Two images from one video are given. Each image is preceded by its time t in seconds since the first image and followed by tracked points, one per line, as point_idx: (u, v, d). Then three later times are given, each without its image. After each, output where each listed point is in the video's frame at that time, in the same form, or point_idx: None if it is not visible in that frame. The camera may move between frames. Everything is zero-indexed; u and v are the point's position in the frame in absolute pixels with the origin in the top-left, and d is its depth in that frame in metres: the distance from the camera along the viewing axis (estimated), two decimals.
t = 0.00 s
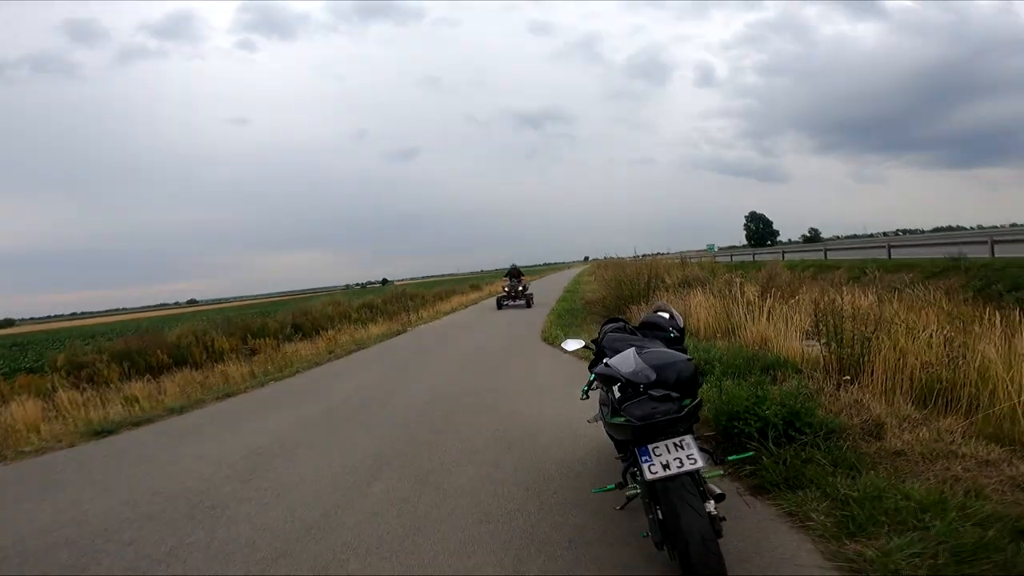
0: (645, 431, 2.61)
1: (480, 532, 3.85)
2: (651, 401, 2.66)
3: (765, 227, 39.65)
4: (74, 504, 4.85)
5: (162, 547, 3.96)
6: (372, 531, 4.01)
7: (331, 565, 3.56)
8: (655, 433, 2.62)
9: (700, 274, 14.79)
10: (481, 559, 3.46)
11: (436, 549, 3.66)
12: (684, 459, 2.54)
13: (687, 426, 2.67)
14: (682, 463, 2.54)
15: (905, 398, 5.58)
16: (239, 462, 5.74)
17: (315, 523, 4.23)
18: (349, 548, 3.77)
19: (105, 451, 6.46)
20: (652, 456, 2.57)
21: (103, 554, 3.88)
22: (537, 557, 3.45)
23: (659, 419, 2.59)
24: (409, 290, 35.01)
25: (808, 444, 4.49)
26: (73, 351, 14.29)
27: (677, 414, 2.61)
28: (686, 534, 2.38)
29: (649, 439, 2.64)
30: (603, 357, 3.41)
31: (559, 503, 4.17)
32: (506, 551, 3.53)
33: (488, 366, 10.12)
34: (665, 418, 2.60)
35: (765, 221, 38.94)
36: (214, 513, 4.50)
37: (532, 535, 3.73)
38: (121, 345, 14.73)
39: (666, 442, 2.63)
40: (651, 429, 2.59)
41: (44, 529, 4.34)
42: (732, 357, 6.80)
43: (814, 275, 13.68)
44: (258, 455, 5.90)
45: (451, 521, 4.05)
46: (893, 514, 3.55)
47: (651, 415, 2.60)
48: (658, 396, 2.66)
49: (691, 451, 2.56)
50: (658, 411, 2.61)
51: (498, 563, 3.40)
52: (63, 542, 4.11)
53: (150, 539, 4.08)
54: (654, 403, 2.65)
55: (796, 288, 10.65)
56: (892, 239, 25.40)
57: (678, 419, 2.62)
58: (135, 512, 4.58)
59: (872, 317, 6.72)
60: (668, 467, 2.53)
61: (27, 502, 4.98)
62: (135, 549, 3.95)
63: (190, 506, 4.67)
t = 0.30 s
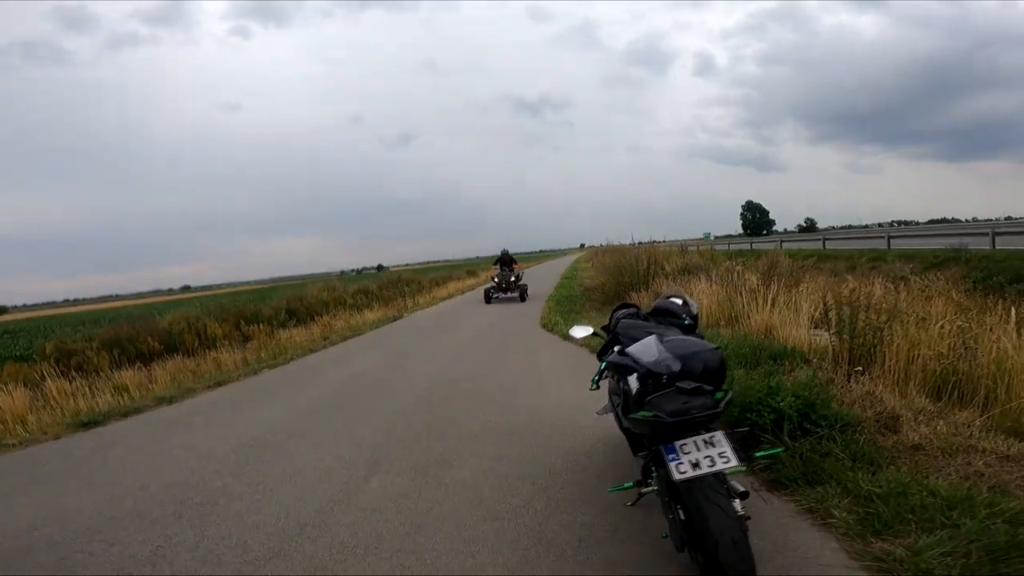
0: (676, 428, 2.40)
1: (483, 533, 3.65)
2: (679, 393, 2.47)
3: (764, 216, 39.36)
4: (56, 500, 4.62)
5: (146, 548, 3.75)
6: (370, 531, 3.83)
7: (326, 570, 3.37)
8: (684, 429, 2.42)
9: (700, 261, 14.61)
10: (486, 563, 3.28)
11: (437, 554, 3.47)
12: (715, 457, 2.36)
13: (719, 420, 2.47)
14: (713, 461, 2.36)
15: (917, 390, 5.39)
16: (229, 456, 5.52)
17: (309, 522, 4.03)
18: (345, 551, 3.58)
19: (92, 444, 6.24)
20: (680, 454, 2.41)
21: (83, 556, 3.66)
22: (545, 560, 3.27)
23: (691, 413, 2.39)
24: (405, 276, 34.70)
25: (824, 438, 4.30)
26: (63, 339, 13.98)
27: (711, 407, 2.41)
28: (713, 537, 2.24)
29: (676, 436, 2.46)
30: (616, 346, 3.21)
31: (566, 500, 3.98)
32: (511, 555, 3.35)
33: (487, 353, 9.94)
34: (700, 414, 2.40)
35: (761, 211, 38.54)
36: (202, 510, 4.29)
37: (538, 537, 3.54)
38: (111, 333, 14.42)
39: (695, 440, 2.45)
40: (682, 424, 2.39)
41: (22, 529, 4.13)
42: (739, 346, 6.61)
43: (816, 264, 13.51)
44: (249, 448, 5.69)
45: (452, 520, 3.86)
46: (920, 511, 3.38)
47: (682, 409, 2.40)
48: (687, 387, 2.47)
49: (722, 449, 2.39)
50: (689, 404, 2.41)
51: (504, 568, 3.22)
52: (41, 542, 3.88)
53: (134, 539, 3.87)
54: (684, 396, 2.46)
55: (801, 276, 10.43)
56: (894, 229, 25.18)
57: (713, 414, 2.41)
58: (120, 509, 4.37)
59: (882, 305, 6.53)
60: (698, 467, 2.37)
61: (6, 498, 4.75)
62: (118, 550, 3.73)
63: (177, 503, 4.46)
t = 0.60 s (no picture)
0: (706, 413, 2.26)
1: (483, 518, 3.55)
2: (706, 374, 2.34)
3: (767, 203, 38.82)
4: (44, 481, 4.51)
5: (136, 532, 3.66)
6: (366, 514, 3.74)
7: (320, 558, 3.27)
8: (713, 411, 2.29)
9: (703, 245, 14.42)
10: (486, 552, 3.18)
11: (435, 539, 3.38)
12: (741, 444, 2.34)
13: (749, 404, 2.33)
14: (739, 448, 2.34)
15: (926, 381, 5.26)
16: (223, 433, 5.42)
17: (303, 504, 3.93)
18: (340, 536, 3.50)
19: (84, 421, 6.14)
20: (704, 440, 2.37)
21: (69, 540, 3.55)
22: (547, 550, 3.17)
23: (722, 394, 2.25)
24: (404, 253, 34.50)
25: (834, 427, 4.18)
26: (58, 312, 13.83)
27: (743, 389, 2.27)
28: (735, 529, 2.28)
29: (699, 421, 2.43)
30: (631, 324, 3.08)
31: (568, 485, 3.88)
32: (513, 544, 3.25)
33: (487, 332, 9.82)
34: (733, 397, 2.25)
35: (762, 198, 38.07)
36: (194, 492, 4.19)
37: (540, 524, 3.44)
38: (107, 307, 14.26)
39: (718, 425, 2.42)
40: (711, 406, 2.25)
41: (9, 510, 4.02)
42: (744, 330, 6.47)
43: (820, 253, 13.34)
44: (244, 426, 5.58)
45: (450, 504, 3.76)
46: (934, 505, 3.27)
47: (712, 390, 2.27)
48: (715, 368, 2.34)
49: (748, 435, 2.36)
50: (719, 385, 2.28)
51: (505, 558, 3.12)
52: (27, 525, 3.77)
53: (123, 523, 3.76)
54: (712, 377, 2.32)
55: (808, 263, 10.25)
56: (899, 220, 24.89)
57: (746, 398, 2.26)
58: (110, 490, 4.27)
59: (892, 292, 6.36)
60: (722, 453, 2.34)
61: None
62: (106, 533, 3.62)
63: (169, 484, 4.37)
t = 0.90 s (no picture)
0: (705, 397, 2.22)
1: (475, 501, 3.53)
2: (708, 356, 2.29)
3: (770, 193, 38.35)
4: (34, 460, 4.48)
5: (126, 512, 3.63)
6: (358, 494, 3.72)
7: (312, 540, 3.25)
8: (713, 395, 2.24)
9: (705, 232, 14.31)
10: (479, 536, 3.17)
11: (427, 521, 3.37)
12: (740, 431, 2.30)
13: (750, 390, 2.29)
14: (738, 435, 2.30)
15: (924, 372, 5.22)
16: (218, 412, 5.39)
17: (296, 484, 3.91)
18: (332, 517, 3.47)
19: (78, 399, 6.10)
20: (704, 427, 2.32)
21: (57, 521, 3.51)
22: (540, 536, 3.15)
23: (723, 377, 2.21)
24: (405, 233, 34.30)
25: (831, 417, 4.14)
26: (54, 289, 13.76)
27: (745, 372, 2.22)
28: (732, 517, 2.24)
29: (699, 407, 2.38)
30: (631, 306, 3.02)
31: (563, 469, 3.85)
32: (506, 529, 3.22)
33: (485, 314, 9.77)
34: (734, 381, 2.21)
35: (769, 187, 37.57)
36: (186, 472, 4.16)
37: (533, 507, 3.42)
38: (105, 283, 14.19)
39: (719, 410, 2.38)
40: (712, 389, 2.20)
41: None
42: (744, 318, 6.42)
43: (823, 243, 13.23)
44: (238, 405, 5.55)
45: (443, 486, 3.74)
46: (927, 497, 3.23)
47: (713, 373, 2.22)
48: (716, 351, 2.29)
49: (748, 421, 2.32)
50: (721, 369, 2.23)
51: (497, 544, 3.10)
52: (16, 505, 3.74)
53: (113, 503, 3.73)
54: (713, 360, 2.27)
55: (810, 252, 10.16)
56: (902, 211, 24.71)
57: (748, 382, 2.22)
58: (101, 470, 4.24)
59: (896, 281, 6.29)
60: (721, 440, 2.29)
61: None
62: (95, 514, 3.59)
63: (161, 463, 4.34)
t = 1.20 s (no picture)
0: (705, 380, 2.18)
1: (471, 487, 3.52)
2: (708, 340, 2.26)
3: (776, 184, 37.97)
4: (33, 443, 4.48)
5: (124, 495, 3.63)
6: (353, 479, 3.71)
7: (307, 524, 3.25)
8: (713, 378, 2.21)
9: (708, 221, 14.24)
10: (474, 522, 3.17)
11: (424, 506, 3.36)
12: (739, 417, 2.28)
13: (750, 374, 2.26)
14: (738, 421, 2.28)
15: (925, 365, 5.19)
16: (217, 395, 5.39)
17: (293, 468, 3.91)
18: (328, 501, 3.47)
19: (77, 382, 6.11)
20: (704, 412, 2.30)
21: (54, 505, 3.52)
22: (535, 522, 3.14)
23: (724, 360, 2.18)
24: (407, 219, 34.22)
25: (830, 408, 4.11)
26: (56, 272, 13.75)
27: (745, 356, 2.19)
28: (730, 505, 2.22)
29: (699, 392, 2.35)
30: (632, 291, 2.99)
31: (559, 456, 3.84)
32: (501, 515, 3.22)
33: (485, 300, 9.76)
34: (735, 364, 2.17)
35: (773, 178, 37.20)
36: (184, 455, 4.16)
37: (530, 493, 3.41)
38: (106, 266, 14.18)
39: (718, 396, 2.36)
40: (713, 372, 2.17)
41: None
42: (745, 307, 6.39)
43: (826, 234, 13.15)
44: (237, 389, 5.54)
45: (439, 471, 3.73)
46: (924, 491, 3.21)
47: (714, 356, 2.19)
48: (717, 335, 2.26)
49: (747, 408, 2.30)
50: (722, 352, 2.20)
51: (492, 529, 3.10)
52: (13, 488, 3.75)
53: (110, 487, 3.73)
54: (713, 344, 2.24)
55: (814, 243, 10.09)
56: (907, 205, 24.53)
57: (748, 366, 2.18)
58: (98, 453, 4.25)
59: (900, 272, 6.24)
60: (720, 426, 2.27)
61: None
62: (92, 498, 3.59)
63: (159, 446, 4.34)
